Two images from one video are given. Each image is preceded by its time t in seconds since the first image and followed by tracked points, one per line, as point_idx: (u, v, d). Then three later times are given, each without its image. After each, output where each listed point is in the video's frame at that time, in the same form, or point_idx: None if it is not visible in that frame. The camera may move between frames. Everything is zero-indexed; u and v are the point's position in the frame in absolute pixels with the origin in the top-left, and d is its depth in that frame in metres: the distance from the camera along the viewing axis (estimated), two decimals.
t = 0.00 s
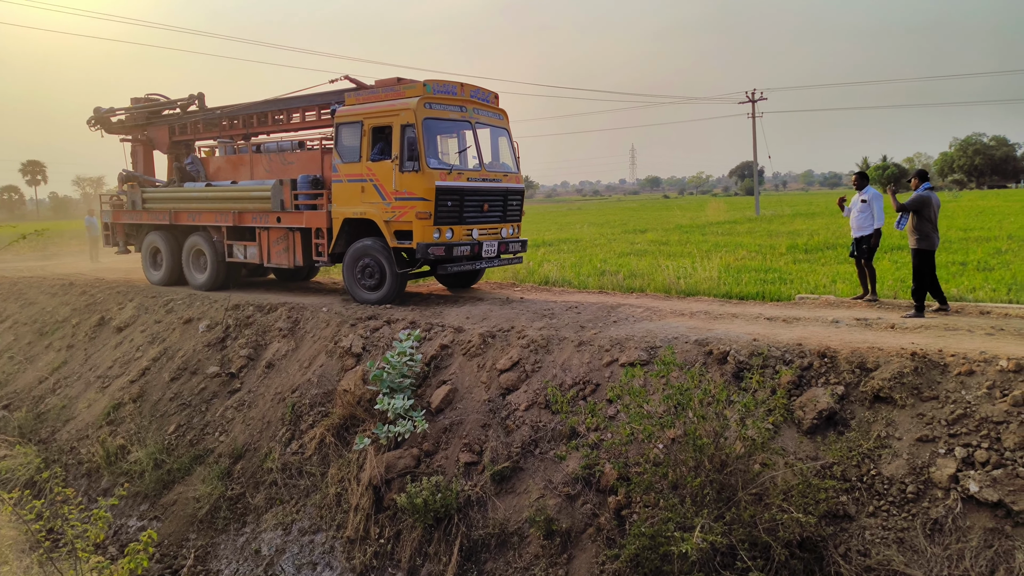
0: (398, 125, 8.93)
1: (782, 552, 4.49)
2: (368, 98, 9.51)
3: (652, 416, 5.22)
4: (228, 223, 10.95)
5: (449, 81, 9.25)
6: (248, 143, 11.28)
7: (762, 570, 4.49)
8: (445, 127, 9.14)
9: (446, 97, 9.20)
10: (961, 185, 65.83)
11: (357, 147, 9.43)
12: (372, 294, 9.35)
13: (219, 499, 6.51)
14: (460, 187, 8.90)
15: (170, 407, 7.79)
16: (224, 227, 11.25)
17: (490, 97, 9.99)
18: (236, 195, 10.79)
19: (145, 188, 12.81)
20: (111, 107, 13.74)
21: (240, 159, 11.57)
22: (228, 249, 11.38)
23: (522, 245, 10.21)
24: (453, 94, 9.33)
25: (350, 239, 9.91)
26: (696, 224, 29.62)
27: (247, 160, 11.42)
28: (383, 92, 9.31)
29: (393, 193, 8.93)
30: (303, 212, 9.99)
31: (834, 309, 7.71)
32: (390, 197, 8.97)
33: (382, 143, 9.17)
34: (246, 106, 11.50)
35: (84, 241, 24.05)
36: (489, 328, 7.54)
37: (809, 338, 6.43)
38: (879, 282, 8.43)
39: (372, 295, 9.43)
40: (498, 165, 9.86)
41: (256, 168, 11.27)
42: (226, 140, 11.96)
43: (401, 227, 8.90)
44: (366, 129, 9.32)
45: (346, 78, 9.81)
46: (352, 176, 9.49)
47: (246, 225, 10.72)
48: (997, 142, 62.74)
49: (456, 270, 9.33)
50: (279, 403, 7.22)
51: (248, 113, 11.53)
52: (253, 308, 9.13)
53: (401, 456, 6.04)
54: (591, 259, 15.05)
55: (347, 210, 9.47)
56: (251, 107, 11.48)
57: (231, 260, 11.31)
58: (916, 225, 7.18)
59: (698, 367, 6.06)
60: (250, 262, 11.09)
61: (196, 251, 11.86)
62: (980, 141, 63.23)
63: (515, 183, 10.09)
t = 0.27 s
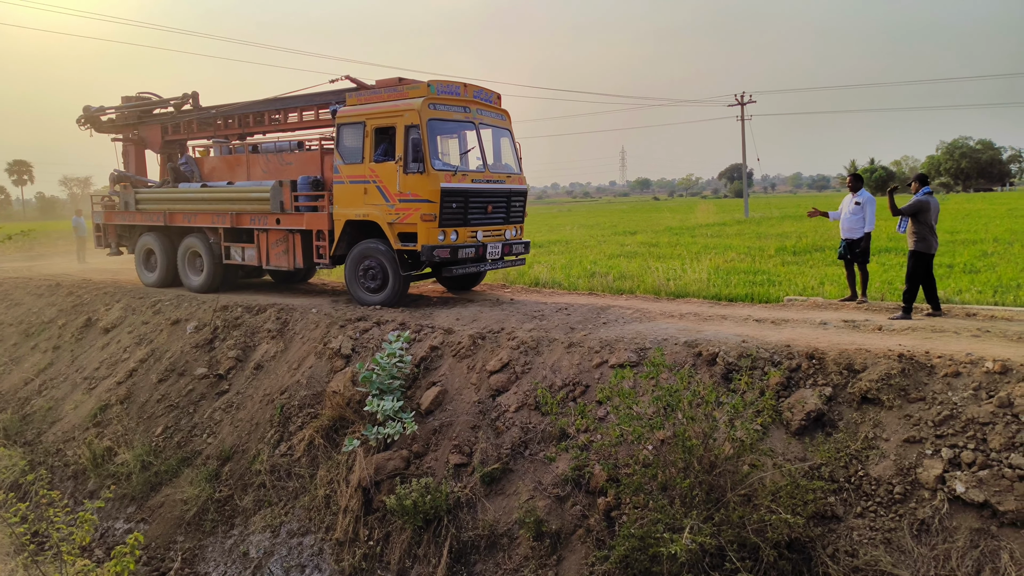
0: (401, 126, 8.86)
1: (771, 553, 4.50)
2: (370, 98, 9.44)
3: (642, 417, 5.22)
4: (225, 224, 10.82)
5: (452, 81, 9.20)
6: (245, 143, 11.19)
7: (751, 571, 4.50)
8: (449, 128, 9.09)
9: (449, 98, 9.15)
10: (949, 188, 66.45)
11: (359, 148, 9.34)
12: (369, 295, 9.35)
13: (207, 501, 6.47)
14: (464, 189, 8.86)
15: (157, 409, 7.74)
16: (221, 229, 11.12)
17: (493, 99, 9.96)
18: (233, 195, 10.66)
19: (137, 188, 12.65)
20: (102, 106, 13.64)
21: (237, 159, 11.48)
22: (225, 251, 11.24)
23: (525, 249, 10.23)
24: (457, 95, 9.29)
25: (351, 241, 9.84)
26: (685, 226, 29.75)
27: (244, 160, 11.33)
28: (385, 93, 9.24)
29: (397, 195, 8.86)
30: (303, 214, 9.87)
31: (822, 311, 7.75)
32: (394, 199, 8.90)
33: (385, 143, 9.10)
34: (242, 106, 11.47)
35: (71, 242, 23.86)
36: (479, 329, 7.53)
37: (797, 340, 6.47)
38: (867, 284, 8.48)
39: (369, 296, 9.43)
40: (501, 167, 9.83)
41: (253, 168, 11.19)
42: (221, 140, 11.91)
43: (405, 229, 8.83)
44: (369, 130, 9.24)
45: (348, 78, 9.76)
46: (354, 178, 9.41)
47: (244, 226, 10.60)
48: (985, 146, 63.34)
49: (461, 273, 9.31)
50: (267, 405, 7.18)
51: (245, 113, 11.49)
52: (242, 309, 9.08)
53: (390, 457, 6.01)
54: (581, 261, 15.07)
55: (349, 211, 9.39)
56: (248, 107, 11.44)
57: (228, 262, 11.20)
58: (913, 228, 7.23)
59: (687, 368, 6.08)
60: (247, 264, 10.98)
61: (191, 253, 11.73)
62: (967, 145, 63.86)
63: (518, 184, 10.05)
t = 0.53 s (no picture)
0: (409, 129, 8.76)
1: (763, 556, 4.50)
2: (376, 100, 9.33)
3: (635, 420, 5.33)
4: (227, 227, 10.71)
5: (460, 83, 9.11)
6: (247, 145, 11.14)
7: (743, 574, 4.51)
8: (457, 131, 9.00)
9: (457, 100, 9.06)
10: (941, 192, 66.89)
11: (365, 150, 9.22)
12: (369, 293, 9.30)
13: (199, 505, 6.43)
14: (473, 192, 8.77)
15: (149, 412, 7.70)
16: (222, 231, 11.00)
17: (499, 101, 9.89)
18: (235, 197, 10.56)
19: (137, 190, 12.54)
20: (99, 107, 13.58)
21: (238, 161, 11.42)
22: (227, 254, 11.13)
23: (531, 252, 10.14)
24: (464, 97, 9.19)
25: (357, 245, 9.73)
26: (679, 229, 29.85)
27: (245, 162, 11.25)
28: (392, 94, 9.13)
29: (405, 198, 8.75)
30: (307, 217, 9.77)
31: (814, 314, 7.78)
32: (401, 202, 8.79)
33: (392, 146, 8.99)
34: (244, 107, 11.43)
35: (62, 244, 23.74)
36: (472, 332, 7.53)
37: (789, 343, 6.49)
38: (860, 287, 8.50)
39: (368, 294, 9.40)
40: (509, 170, 9.75)
41: (255, 170, 11.11)
42: (221, 141, 11.86)
43: (413, 233, 8.72)
44: (376, 132, 9.12)
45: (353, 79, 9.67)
46: (360, 180, 9.28)
47: (247, 229, 10.50)
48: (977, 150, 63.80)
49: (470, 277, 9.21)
50: (260, 408, 7.16)
51: (246, 114, 11.45)
52: (234, 311, 9.04)
53: (383, 460, 5.99)
54: (574, 263, 15.10)
55: (355, 215, 9.27)
56: (249, 108, 11.39)
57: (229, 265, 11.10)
58: (916, 231, 7.26)
59: (681, 371, 6.08)
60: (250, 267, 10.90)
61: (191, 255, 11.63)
62: (959, 149, 64.31)
63: (525, 187, 9.98)
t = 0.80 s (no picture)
0: (424, 129, 8.64)
1: (762, 557, 4.51)
2: (389, 100, 9.22)
3: (633, 421, 5.33)
4: (235, 228, 10.62)
5: (474, 83, 9.00)
6: (255, 145, 11.10)
7: (741, 575, 4.50)
8: (471, 131, 8.88)
9: (472, 100, 8.94)
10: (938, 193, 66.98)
11: (378, 150, 9.12)
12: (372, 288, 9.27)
13: (197, 507, 6.42)
14: (487, 193, 8.66)
15: (147, 413, 7.70)
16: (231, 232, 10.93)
17: (513, 101, 9.79)
18: (243, 198, 10.49)
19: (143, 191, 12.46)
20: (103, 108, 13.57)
21: (246, 162, 11.36)
22: (235, 255, 11.08)
23: (544, 253, 10.00)
24: (478, 97, 9.08)
25: (367, 247, 9.62)
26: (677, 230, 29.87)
27: (253, 163, 11.18)
28: (406, 95, 9.02)
29: (418, 199, 8.63)
30: (318, 218, 9.67)
31: (813, 315, 7.78)
32: (415, 203, 8.67)
33: (406, 146, 8.88)
34: (252, 108, 11.39)
35: (60, 246, 23.74)
36: (471, 333, 7.52)
37: (788, 344, 6.49)
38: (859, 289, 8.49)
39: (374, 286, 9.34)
40: (522, 171, 9.65)
41: (263, 171, 11.03)
42: (229, 142, 11.83)
43: (426, 234, 8.60)
44: (389, 132, 9.01)
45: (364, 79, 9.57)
46: (372, 181, 9.17)
47: (256, 230, 10.42)
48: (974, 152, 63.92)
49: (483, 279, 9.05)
50: (258, 409, 7.15)
51: (254, 114, 11.41)
52: (233, 313, 9.04)
53: (381, 462, 5.99)
54: (572, 265, 15.11)
55: (368, 216, 9.15)
56: (257, 108, 11.35)
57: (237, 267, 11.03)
58: (924, 231, 7.26)
59: (679, 373, 6.07)
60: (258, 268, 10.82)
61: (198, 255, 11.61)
62: (956, 150, 64.44)
63: (538, 188, 9.86)
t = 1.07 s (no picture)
0: (438, 127, 8.54)
1: (760, 556, 4.51)
2: (401, 98, 9.11)
3: (632, 421, 5.33)
4: (244, 228, 10.56)
5: (488, 81, 8.90)
6: (262, 145, 10.97)
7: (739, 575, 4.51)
8: (485, 129, 8.78)
9: (486, 98, 8.85)
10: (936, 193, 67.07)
11: (391, 149, 9.00)
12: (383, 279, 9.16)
13: (195, 507, 6.42)
14: (502, 192, 8.54)
15: (145, 413, 7.69)
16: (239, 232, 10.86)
17: (525, 100, 9.72)
18: (252, 198, 10.40)
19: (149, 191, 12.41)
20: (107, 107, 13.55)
21: (254, 161, 11.23)
22: (244, 256, 11.02)
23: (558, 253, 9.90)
24: (492, 95, 8.98)
25: (379, 247, 9.53)
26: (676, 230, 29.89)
27: (261, 162, 11.06)
28: (419, 92, 8.92)
29: (433, 198, 8.52)
30: (329, 217, 9.58)
31: (811, 315, 7.79)
32: (429, 202, 8.55)
33: (419, 145, 8.77)
34: (260, 107, 11.35)
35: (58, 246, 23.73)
36: (469, 333, 7.52)
37: (786, 344, 6.49)
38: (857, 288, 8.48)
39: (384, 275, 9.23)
40: (535, 171, 9.56)
41: (271, 170, 10.90)
42: (236, 141, 11.81)
43: (440, 234, 8.49)
44: (402, 130, 8.90)
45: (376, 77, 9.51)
46: (384, 180, 9.06)
47: (265, 230, 10.34)
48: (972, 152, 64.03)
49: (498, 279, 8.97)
50: (256, 409, 7.15)
51: (262, 113, 11.38)
52: (231, 313, 9.03)
53: (380, 462, 5.98)
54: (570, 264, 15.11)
55: (380, 215, 9.04)
56: (266, 107, 11.32)
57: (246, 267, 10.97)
58: (929, 232, 7.26)
59: (677, 372, 6.08)
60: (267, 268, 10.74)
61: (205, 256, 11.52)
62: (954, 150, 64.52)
63: (552, 188, 9.75)
